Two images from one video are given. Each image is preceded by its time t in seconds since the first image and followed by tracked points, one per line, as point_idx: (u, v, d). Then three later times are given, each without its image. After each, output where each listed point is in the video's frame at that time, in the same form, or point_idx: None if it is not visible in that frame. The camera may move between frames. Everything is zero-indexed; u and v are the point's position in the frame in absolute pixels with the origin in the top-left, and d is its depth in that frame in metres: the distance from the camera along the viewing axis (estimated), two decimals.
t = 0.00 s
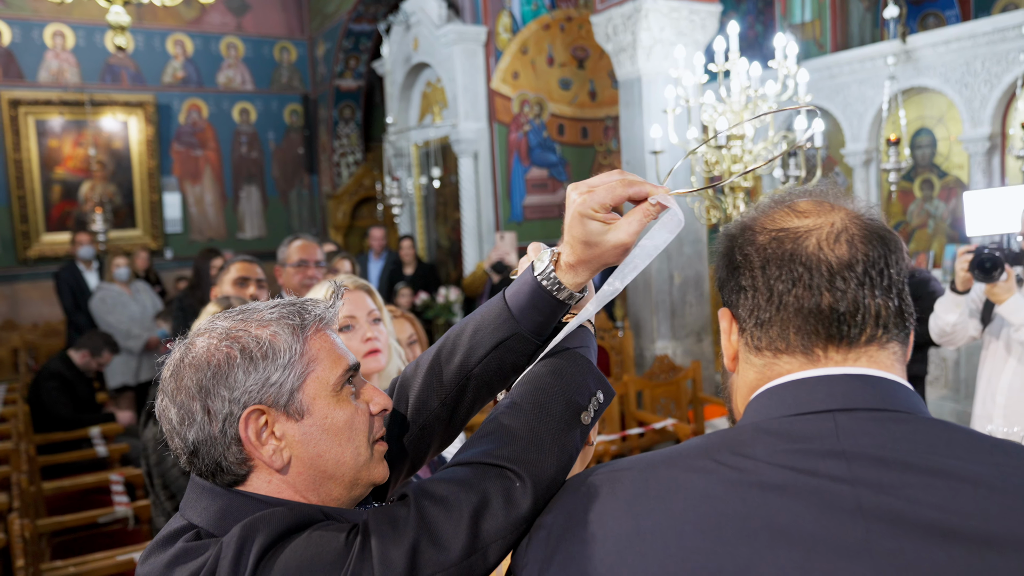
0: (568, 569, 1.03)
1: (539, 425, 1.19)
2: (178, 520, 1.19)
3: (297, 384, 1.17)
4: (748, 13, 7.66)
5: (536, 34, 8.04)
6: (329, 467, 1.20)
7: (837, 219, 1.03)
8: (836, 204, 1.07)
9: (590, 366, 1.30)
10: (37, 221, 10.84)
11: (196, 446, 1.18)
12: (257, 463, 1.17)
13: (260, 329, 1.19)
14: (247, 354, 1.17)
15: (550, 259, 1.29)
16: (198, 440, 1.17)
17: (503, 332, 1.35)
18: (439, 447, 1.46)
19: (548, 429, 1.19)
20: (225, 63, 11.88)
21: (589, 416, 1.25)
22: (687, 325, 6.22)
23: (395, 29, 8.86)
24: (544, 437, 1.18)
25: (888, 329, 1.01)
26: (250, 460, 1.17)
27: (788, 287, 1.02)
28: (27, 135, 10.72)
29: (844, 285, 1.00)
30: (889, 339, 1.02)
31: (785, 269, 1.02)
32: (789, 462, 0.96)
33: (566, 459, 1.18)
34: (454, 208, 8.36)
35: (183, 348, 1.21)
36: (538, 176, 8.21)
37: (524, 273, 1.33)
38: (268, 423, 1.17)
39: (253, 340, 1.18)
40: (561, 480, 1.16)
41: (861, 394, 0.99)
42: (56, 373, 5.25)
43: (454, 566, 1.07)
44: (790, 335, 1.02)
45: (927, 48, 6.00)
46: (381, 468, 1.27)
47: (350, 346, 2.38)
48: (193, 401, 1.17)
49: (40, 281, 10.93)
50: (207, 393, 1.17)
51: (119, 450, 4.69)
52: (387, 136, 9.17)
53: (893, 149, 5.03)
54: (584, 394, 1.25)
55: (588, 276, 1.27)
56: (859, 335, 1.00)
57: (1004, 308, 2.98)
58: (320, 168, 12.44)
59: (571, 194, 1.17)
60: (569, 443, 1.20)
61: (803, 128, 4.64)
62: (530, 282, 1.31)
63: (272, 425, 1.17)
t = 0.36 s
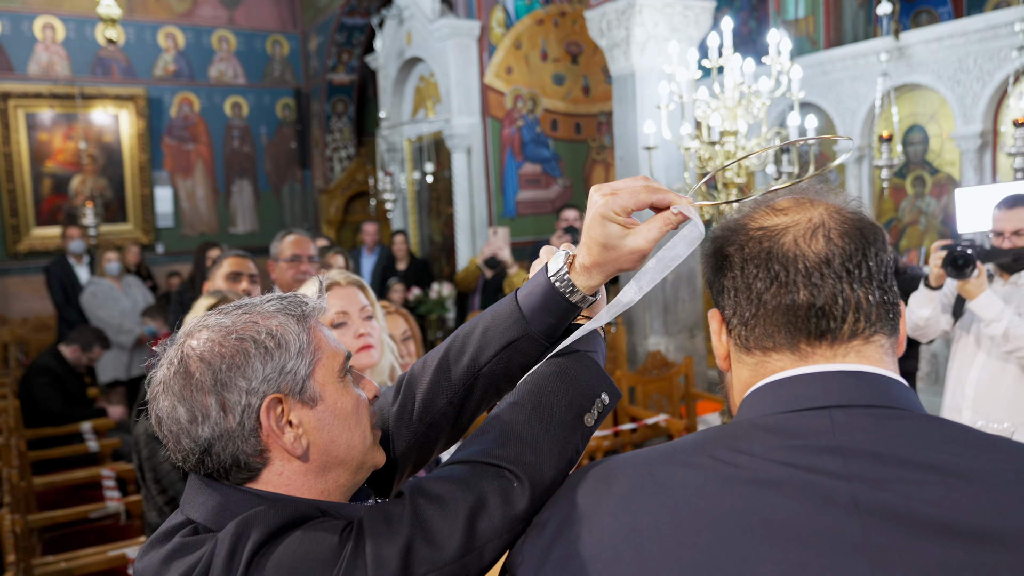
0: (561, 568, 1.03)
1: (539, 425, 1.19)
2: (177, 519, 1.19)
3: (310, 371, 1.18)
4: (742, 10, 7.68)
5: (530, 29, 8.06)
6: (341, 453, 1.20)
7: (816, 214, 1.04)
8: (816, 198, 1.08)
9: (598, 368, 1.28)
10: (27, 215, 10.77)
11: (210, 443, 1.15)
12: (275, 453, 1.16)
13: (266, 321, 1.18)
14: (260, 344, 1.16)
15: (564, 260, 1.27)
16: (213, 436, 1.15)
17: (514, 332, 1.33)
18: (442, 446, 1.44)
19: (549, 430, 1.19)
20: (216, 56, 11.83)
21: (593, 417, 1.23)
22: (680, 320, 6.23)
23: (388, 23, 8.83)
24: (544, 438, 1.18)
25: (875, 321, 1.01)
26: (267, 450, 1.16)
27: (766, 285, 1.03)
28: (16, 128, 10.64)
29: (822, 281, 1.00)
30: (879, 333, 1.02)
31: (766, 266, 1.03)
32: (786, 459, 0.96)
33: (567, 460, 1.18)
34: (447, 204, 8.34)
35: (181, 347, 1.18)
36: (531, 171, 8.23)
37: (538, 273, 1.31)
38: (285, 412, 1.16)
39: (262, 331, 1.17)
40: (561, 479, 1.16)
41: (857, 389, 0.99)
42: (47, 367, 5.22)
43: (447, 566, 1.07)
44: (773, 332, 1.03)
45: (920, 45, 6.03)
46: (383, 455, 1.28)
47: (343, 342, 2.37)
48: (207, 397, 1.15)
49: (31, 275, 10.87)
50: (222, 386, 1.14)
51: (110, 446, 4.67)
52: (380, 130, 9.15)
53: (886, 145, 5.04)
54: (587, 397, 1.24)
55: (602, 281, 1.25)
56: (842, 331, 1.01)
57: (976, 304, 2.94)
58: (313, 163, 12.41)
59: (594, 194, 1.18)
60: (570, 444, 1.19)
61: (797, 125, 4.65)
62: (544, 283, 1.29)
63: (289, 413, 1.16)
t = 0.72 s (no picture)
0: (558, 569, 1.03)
1: (540, 427, 1.20)
2: (174, 516, 1.19)
3: (311, 361, 1.19)
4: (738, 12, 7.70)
5: (527, 27, 8.06)
6: (342, 442, 1.22)
7: (802, 214, 1.05)
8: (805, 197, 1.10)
9: (601, 374, 1.28)
10: (19, 207, 10.71)
11: (217, 439, 1.14)
12: (282, 444, 1.17)
13: (265, 314, 1.18)
14: (262, 336, 1.16)
15: (571, 265, 1.27)
16: (220, 431, 1.13)
17: (517, 336, 1.31)
18: (439, 447, 1.43)
19: (548, 432, 1.20)
20: (212, 50, 11.79)
21: (594, 422, 1.24)
22: (673, 320, 6.24)
23: (385, 19, 8.81)
24: (545, 441, 1.19)
25: (865, 319, 1.01)
26: (274, 442, 1.16)
27: (751, 287, 1.04)
28: (9, 119, 10.57)
29: (806, 281, 1.01)
30: (870, 331, 1.02)
31: (749, 268, 1.04)
32: (784, 459, 0.96)
33: (567, 462, 1.18)
34: (442, 201, 8.32)
35: (177, 345, 1.16)
36: (526, 170, 8.22)
37: (544, 277, 1.31)
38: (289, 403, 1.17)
39: (263, 323, 1.17)
40: (562, 483, 1.16)
41: (855, 391, 0.99)
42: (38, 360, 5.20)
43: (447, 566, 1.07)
44: (763, 332, 1.04)
45: (915, 48, 6.05)
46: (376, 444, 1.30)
47: (337, 338, 2.36)
48: (213, 391, 1.14)
49: (22, 268, 10.81)
50: (228, 379, 1.13)
51: (101, 440, 4.65)
52: (375, 127, 9.13)
53: (881, 148, 5.05)
54: (588, 401, 1.24)
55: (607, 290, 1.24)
56: (828, 329, 1.01)
57: (953, 305, 3.02)
58: (307, 158, 12.39)
59: (604, 201, 1.18)
60: (571, 449, 1.20)
61: (792, 126, 4.66)
62: (550, 288, 1.28)
63: (293, 404, 1.17)
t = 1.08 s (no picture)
0: None
1: (540, 435, 1.15)
2: (167, 519, 1.16)
3: (313, 363, 1.16)
4: (740, 15, 7.70)
5: (528, 29, 8.05)
6: (341, 445, 1.19)
7: (797, 215, 1.03)
8: (798, 200, 1.08)
9: (596, 383, 1.23)
10: (17, 204, 10.68)
11: (216, 436, 1.13)
12: (281, 444, 1.15)
13: (271, 313, 1.17)
14: (266, 335, 1.14)
15: (569, 277, 1.23)
16: (219, 429, 1.13)
17: (512, 344, 1.27)
18: (438, 454, 1.39)
19: (549, 440, 1.15)
20: (212, 49, 11.77)
21: (594, 429, 1.18)
22: (672, 324, 6.25)
23: (386, 19, 8.79)
24: (545, 449, 1.15)
25: (859, 320, 0.99)
26: (272, 441, 1.14)
27: (743, 293, 1.03)
28: (7, 115, 10.54)
29: (797, 285, 0.99)
30: (865, 334, 1.00)
31: (739, 274, 1.03)
32: (786, 465, 0.94)
33: (568, 472, 1.14)
34: (441, 202, 8.32)
35: (181, 340, 1.15)
36: (526, 171, 8.21)
37: (545, 287, 1.27)
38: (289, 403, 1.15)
39: (268, 322, 1.15)
40: (563, 492, 1.13)
41: (854, 396, 0.97)
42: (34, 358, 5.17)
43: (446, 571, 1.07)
44: (758, 338, 1.02)
45: (916, 54, 6.04)
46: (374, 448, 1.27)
47: (336, 337, 2.34)
48: (214, 388, 1.13)
49: (19, 265, 10.78)
50: (230, 377, 1.12)
51: (97, 438, 4.63)
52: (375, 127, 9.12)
53: (881, 154, 5.06)
54: (587, 410, 1.19)
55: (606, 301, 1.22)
56: (823, 331, 0.99)
57: (941, 310, 3.02)
58: (307, 158, 12.37)
59: (605, 214, 1.15)
60: (570, 458, 1.15)
61: (793, 130, 4.66)
62: (546, 297, 1.25)
63: (293, 404, 1.15)
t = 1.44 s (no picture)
0: None
1: (533, 442, 1.14)
2: (159, 528, 1.15)
3: (309, 369, 1.14)
4: (742, 17, 7.70)
5: (530, 30, 8.05)
6: (332, 453, 1.16)
7: (796, 217, 1.02)
8: (798, 203, 1.08)
9: (587, 387, 1.20)
10: (18, 202, 10.68)
11: (208, 438, 1.11)
12: (273, 449, 1.12)
13: (269, 317, 1.16)
14: (263, 339, 1.12)
15: (551, 285, 1.20)
16: (212, 431, 1.10)
17: (496, 351, 1.23)
18: (429, 462, 1.34)
19: (541, 447, 1.14)
20: (213, 47, 11.77)
21: (587, 433, 1.17)
22: (673, 325, 6.25)
23: (388, 19, 8.79)
24: (537, 457, 1.13)
25: (857, 320, 0.99)
26: (265, 446, 1.12)
27: (742, 293, 1.03)
28: (9, 113, 10.54)
29: (796, 285, 0.99)
30: (865, 334, 1.00)
31: (738, 274, 1.03)
32: (786, 467, 0.94)
33: (563, 479, 1.13)
34: (442, 202, 8.32)
35: (177, 341, 1.14)
36: (527, 172, 8.20)
37: (526, 296, 1.23)
38: (283, 409, 1.13)
39: (266, 326, 1.14)
40: (559, 498, 1.12)
41: (856, 398, 0.97)
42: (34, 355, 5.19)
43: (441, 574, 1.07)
44: (758, 340, 1.02)
45: (918, 57, 6.03)
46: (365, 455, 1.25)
47: (339, 336, 2.34)
48: (209, 390, 1.11)
49: (19, 263, 10.80)
50: (226, 380, 1.10)
51: (97, 436, 4.63)
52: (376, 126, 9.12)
53: (881, 157, 5.06)
54: (577, 416, 1.17)
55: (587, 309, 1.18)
56: (822, 331, 0.99)
57: (936, 314, 3.03)
58: (308, 158, 12.38)
59: (585, 221, 1.11)
60: (564, 462, 1.14)
61: (794, 133, 4.66)
62: (529, 304, 1.21)
63: (287, 410, 1.12)
